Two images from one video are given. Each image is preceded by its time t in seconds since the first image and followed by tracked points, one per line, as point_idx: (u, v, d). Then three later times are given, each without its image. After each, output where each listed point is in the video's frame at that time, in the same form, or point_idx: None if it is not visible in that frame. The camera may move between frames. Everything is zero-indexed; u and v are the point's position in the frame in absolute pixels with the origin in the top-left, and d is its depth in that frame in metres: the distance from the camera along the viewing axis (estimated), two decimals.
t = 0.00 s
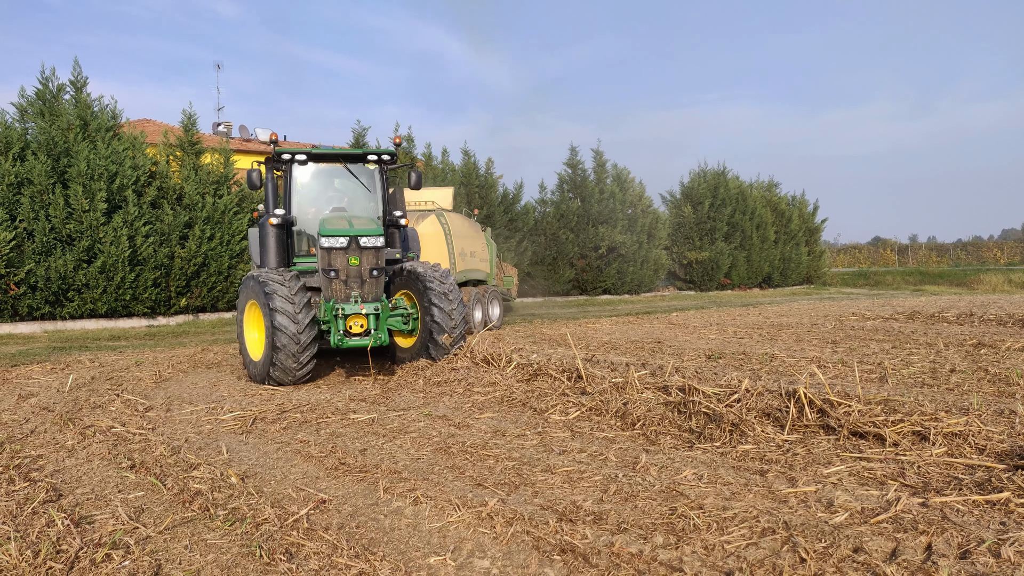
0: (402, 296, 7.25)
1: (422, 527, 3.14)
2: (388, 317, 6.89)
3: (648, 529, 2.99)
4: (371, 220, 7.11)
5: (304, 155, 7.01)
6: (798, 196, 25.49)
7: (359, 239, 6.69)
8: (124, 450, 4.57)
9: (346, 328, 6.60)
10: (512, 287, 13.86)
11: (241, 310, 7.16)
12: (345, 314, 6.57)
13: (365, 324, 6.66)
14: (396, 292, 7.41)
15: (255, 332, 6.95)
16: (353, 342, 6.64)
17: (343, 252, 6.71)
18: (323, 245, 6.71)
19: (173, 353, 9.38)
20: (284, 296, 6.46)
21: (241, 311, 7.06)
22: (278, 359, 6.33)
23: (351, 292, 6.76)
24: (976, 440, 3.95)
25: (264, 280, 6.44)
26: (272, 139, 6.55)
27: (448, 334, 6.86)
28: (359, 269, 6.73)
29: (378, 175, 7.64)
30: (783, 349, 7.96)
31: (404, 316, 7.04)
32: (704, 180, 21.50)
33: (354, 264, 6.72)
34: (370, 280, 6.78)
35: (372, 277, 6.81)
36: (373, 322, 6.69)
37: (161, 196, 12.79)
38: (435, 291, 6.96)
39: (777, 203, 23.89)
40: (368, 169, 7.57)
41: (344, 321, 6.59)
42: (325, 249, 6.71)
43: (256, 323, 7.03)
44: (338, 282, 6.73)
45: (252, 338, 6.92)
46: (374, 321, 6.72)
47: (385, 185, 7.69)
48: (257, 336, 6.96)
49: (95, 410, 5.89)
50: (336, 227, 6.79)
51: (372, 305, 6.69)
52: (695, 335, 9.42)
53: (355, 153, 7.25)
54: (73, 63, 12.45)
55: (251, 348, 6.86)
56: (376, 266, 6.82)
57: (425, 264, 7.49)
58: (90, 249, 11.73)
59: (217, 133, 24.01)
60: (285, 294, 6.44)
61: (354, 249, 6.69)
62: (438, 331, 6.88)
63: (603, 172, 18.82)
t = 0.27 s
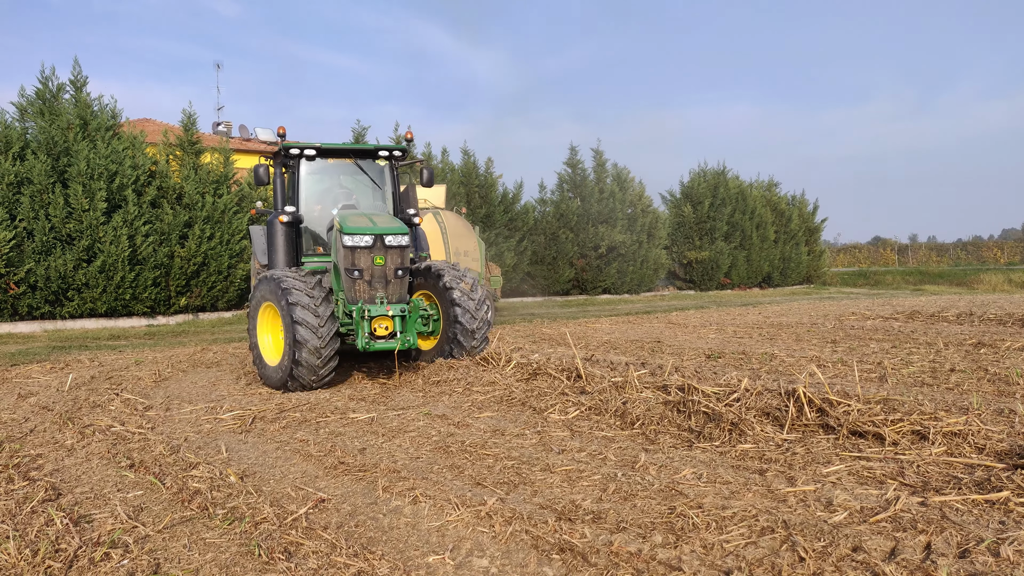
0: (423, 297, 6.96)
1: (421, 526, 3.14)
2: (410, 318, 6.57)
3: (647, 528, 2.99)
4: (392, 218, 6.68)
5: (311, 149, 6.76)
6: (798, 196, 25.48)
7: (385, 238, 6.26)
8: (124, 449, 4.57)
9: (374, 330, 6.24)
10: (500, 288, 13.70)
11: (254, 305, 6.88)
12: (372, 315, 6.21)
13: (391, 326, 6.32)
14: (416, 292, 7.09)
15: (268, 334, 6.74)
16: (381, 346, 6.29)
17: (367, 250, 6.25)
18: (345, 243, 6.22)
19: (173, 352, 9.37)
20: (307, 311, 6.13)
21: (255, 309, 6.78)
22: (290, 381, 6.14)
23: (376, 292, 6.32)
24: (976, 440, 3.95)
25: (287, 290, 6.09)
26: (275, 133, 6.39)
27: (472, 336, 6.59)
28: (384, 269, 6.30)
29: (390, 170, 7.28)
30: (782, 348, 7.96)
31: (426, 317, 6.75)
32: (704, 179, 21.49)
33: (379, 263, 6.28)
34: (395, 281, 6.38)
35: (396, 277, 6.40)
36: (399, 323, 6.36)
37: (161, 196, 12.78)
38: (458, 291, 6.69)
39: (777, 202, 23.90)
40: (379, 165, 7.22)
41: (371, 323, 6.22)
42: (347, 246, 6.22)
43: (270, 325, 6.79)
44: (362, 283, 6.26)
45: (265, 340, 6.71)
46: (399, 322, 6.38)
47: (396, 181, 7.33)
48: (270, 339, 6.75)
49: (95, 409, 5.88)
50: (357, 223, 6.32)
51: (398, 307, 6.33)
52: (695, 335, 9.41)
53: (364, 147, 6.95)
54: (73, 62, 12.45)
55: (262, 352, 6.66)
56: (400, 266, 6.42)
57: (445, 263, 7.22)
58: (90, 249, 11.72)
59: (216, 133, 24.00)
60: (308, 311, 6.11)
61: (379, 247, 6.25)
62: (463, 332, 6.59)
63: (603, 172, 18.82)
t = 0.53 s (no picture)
0: (447, 297, 6.73)
1: (419, 525, 3.14)
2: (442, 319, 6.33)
3: (645, 527, 2.99)
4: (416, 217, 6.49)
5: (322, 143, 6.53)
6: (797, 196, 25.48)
7: (416, 235, 6.08)
8: (122, 449, 4.57)
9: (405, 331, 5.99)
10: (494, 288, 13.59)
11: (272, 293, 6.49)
12: (403, 316, 5.97)
13: (422, 327, 6.09)
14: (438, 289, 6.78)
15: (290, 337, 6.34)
16: (411, 347, 6.05)
17: (398, 248, 6.05)
18: (374, 239, 5.99)
19: (172, 352, 9.36)
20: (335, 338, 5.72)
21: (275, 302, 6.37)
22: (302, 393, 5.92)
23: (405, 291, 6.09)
24: (974, 439, 3.95)
25: (317, 313, 5.64)
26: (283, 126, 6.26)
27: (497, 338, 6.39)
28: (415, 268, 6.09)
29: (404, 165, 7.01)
30: (781, 348, 7.97)
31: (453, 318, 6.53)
32: (703, 179, 21.49)
33: (410, 262, 6.07)
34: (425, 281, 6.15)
35: (426, 277, 6.18)
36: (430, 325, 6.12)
37: (160, 195, 12.77)
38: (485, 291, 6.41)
39: (777, 202, 23.90)
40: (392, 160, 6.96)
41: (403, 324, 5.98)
42: (377, 243, 6.00)
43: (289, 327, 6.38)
44: (392, 282, 6.04)
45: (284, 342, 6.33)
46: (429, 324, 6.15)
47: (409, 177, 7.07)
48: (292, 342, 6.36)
49: (94, 409, 5.88)
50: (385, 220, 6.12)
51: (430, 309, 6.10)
52: (694, 335, 9.41)
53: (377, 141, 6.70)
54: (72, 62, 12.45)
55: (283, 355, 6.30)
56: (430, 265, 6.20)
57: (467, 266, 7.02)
58: (90, 249, 11.71)
59: (215, 133, 24.00)
60: (337, 339, 5.71)
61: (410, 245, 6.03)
62: (489, 335, 6.34)
63: (603, 172, 18.83)
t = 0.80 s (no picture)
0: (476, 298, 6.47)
1: (416, 524, 3.14)
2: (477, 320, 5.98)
3: (642, 527, 2.99)
4: (448, 211, 6.13)
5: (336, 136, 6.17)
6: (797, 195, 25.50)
7: (452, 233, 5.72)
8: (120, 448, 4.56)
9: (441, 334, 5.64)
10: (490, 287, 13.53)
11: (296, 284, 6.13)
12: (441, 317, 5.61)
13: (460, 328, 5.72)
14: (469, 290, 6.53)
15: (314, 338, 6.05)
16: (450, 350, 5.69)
17: (433, 246, 5.69)
18: (407, 238, 5.63)
19: (171, 351, 9.36)
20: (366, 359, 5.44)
21: (302, 295, 5.98)
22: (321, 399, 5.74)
23: (440, 293, 5.76)
24: (972, 438, 3.95)
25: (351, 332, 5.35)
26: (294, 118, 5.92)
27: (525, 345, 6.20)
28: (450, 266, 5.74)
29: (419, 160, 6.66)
30: (780, 347, 7.97)
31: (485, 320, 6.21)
32: (703, 178, 21.50)
33: (445, 260, 5.72)
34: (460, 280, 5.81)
35: (460, 275, 5.84)
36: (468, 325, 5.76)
37: (159, 194, 12.77)
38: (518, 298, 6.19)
39: (776, 202, 23.92)
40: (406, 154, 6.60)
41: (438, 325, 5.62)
42: (410, 242, 5.63)
43: (313, 329, 6.08)
44: (426, 282, 5.69)
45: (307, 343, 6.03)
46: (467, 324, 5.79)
47: (425, 172, 6.70)
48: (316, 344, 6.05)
49: (92, 408, 5.88)
50: (417, 217, 5.74)
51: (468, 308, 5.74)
52: (693, 334, 9.41)
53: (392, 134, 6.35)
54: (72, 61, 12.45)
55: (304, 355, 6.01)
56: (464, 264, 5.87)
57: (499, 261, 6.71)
58: (89, 248, 11.71)
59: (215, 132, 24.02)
60: (369, 363, 5.43)
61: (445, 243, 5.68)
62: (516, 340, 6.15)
63: (602, 171, 18.83)
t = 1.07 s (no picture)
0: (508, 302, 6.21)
1: (413, 524, 3.14)
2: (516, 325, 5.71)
3: (639, 526, 2.99)
4: (481, 208, 5.88)
5: (354, 130, 6.06)
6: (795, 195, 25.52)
7: (490, 231, 5.47)
8: (117, 448, 4.56)
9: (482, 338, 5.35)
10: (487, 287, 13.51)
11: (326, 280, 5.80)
12: (483, 319, 5.33)
13: (500, 331, 5.46)
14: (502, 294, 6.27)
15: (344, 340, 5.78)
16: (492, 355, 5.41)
17: (472, 245, 5.43)
18: (445, 237, 5.34)
19: (169, 352, 9.37)
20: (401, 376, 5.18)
21: (334, 293, 5.65)
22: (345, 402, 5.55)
23: (479, 295, 5.47)
24: (969, 438, 3.95)
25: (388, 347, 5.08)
26: (311, 109, 5.83)
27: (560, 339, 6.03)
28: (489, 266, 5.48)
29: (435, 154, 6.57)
30: (779, 347, 7.96)
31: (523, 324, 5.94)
32: (702, 178, 21.52)
33: (484, 261, 5.47)
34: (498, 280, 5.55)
35: (499, 276, 5.59)
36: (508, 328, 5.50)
37: (158, 194, 12.77)
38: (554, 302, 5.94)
39: (775, 202, 23.95)
40: (422, 148, 6.51)
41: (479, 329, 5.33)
42: (448, 241, 5.35)
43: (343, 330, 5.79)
44: (465, 283, 5.41)
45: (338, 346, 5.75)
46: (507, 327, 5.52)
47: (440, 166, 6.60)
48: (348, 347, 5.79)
49: (90, 408, 5.88)
50: (454, 214, 5.47)
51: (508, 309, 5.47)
52: (692, 334, 9.41)
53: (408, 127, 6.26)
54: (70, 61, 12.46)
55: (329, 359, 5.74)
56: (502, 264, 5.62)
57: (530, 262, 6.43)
58: (87, 248, 11.70)
59: (213, 133, 24.00)
60: (401, 383, 5.16)
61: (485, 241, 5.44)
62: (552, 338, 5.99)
63: (601, 171, 18.84)
